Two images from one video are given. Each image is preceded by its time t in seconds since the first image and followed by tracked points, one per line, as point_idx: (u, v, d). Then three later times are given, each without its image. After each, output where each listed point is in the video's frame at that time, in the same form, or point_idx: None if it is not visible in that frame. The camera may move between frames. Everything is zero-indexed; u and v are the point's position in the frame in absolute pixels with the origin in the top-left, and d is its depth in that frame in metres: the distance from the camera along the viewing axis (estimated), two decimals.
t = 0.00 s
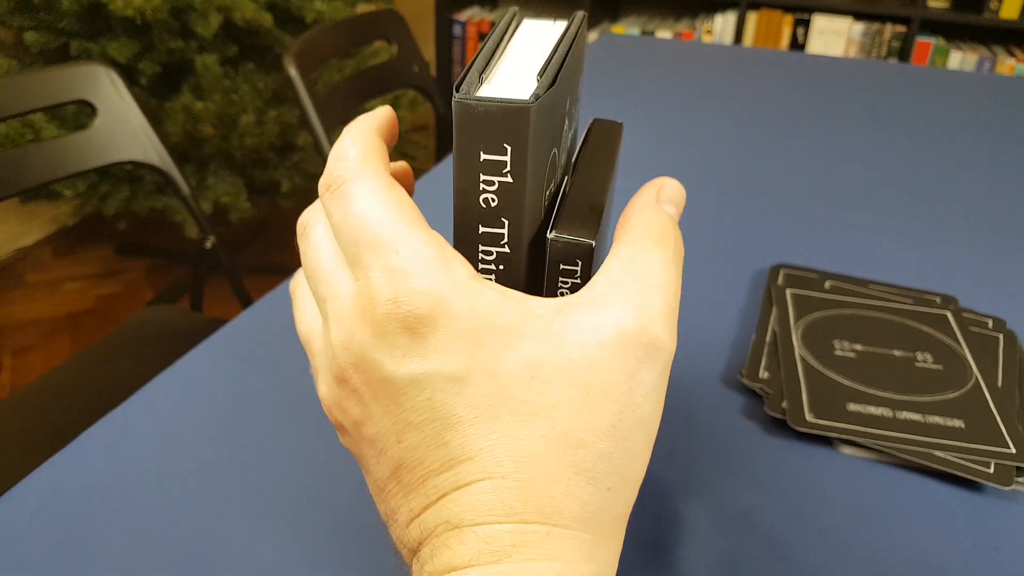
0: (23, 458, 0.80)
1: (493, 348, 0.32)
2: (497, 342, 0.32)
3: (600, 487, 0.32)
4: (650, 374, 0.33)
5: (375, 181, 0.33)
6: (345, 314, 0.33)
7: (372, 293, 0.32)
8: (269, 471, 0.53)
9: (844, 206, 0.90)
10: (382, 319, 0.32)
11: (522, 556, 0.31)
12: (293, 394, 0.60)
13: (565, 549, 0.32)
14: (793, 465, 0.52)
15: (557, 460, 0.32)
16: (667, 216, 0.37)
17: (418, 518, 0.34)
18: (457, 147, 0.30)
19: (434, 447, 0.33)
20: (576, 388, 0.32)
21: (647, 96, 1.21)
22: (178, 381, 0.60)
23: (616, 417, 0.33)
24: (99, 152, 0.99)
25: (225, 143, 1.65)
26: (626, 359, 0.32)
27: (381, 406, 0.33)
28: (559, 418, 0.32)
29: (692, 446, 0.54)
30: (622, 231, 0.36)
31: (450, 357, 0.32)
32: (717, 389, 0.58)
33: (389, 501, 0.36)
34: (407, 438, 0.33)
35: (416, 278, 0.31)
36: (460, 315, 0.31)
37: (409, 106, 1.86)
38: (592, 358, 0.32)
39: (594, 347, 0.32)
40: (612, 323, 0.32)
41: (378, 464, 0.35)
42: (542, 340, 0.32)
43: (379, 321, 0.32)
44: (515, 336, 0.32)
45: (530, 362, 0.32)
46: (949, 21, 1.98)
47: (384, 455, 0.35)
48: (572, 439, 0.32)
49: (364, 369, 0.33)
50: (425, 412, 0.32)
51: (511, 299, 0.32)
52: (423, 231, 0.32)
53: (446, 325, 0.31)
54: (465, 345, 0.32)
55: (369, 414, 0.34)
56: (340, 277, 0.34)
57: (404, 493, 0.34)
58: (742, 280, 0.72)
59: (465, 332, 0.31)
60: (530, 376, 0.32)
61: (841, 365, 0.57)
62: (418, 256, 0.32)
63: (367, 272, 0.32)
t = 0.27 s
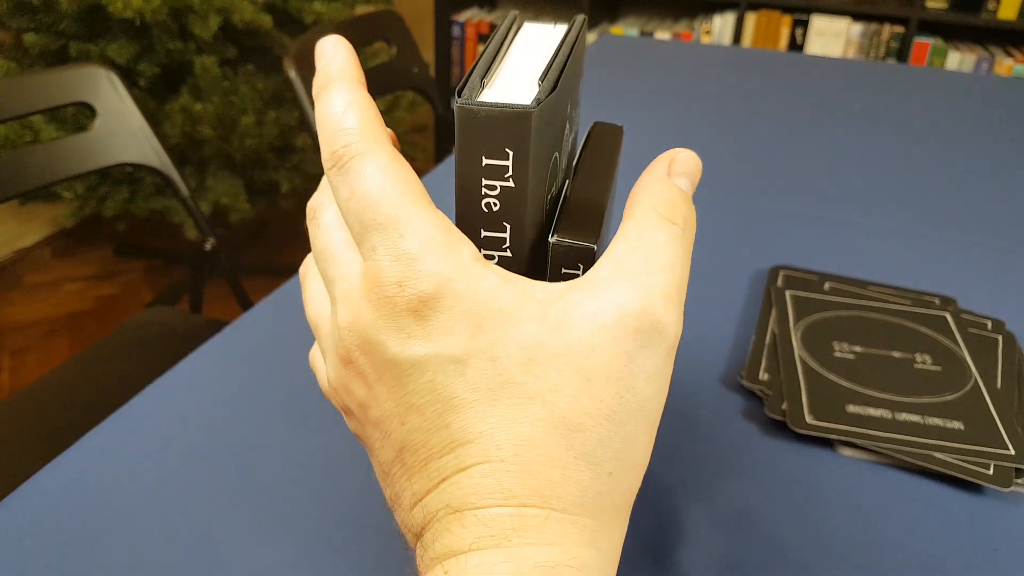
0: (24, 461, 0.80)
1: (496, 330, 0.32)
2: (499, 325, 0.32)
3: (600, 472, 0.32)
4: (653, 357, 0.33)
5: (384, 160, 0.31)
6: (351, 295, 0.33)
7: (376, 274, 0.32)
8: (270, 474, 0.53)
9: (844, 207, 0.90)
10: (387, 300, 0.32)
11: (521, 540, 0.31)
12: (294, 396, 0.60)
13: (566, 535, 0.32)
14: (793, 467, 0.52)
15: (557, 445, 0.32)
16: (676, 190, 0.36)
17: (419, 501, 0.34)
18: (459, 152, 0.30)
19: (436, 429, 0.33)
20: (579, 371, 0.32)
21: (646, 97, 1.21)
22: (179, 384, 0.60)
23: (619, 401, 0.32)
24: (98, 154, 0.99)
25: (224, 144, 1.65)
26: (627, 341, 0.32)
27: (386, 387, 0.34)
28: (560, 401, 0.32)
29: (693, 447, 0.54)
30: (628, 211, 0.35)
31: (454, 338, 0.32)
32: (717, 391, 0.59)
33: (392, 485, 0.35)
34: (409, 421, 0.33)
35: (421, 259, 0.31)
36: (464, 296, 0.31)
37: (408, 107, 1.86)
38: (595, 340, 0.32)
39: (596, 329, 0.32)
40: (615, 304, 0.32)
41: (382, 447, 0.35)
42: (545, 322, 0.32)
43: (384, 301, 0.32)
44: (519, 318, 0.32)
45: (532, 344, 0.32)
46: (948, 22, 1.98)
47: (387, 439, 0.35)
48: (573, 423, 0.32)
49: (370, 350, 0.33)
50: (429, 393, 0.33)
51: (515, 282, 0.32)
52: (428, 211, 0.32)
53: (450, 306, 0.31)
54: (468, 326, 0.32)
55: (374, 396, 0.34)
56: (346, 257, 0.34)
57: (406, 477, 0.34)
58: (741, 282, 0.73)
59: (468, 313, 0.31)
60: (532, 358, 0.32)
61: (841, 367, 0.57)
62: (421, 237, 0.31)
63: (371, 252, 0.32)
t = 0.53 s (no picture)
0: (23, 464, 0.80)
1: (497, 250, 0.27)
2: (498, 252, 0.27)
3: (608, 416, 0.28)
4: (663, 273, 0.28)
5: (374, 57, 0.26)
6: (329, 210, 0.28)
7: (359, 189, 0.27)
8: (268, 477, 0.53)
9: (841, 208, 0.90)
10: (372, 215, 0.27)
11: (510, 492, 0.27)
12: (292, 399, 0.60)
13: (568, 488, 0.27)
14: (791, 469, 0.52)
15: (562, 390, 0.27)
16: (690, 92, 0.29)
17: (397, 436, 0.29)
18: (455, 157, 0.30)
19: (418, 361, 0.28)
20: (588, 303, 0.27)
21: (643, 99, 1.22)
22: (178, 387, 0.60)
23: (633, 337, 0.28)
24: (97, 157, 0.99)
25: (223, 147, 1.65)
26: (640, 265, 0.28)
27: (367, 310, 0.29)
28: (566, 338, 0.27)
29: (691, 449, 0.54)
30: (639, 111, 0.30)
31: (444, 258, 0.27)
32: (715, 393, 0.59)
33: (372, 414, 0.31)
34: (390, 347, 0.29)
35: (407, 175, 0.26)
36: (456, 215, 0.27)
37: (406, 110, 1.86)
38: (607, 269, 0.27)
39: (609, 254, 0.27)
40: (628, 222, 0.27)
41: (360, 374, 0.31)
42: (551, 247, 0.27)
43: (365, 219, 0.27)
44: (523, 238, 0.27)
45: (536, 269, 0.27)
46: (945, 23, 1.99)
47: (366, 366, 0.30)
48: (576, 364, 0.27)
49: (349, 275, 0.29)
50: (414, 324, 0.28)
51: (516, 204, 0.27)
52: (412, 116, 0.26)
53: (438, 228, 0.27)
54: (458, 251, 0.27)
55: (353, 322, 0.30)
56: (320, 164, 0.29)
57: (385, 408, 0.30)
58: (739, 283, 0.73)
59: (460, 239, 0.27)
60: (531, 285, 0.27)
61: (838, 368, 0.57)
62: (406, 139, 0.26)
63: (354, 160, 0.27)
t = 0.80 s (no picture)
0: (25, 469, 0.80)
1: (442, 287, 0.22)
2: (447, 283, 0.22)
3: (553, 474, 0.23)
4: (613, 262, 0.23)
5: (302, 85, 0.21)
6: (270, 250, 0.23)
7: (304, 224, 0.21)
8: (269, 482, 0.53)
9: (841, 207, 0.90)
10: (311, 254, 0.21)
11: None
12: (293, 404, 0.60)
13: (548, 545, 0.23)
14: (792, 470, 0.52)
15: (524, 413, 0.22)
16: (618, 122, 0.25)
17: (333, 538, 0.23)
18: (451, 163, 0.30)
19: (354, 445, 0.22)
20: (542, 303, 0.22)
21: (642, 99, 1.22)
22: (178, 391, 0.60)
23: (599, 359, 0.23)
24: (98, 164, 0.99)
25: (224, 152, 1.65)
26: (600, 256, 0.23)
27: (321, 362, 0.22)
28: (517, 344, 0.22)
29: (692, 451, 0.54)
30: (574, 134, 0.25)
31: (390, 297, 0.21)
32: (715, 394, 0.59)
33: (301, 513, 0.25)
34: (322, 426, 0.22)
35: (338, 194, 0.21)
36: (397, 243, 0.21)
37: (406, 113, 1.87)
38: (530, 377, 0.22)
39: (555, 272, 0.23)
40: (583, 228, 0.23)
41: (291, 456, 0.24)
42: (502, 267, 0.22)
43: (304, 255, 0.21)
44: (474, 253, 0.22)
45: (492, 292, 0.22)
46: (944, 20, 1.99)
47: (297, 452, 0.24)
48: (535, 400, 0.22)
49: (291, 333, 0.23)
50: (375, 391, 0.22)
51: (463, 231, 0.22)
52: (326, 107, 0.21)
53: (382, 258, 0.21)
54: (410, 286, 0.21)
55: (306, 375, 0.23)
56: (256, 188, 0.24)
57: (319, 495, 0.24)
58: (739, 284, 0.73)
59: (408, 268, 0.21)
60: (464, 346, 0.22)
61: (838, 369, 0.57)
62: (325, 140, 0.20)
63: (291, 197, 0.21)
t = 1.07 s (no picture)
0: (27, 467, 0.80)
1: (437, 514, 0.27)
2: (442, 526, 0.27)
3: None
4: (598, 469, 0.29)
5: (325, 377, 0.29)
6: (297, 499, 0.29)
7: (323, 480, 0.28)
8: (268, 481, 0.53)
9: (842, 208, 0.90)
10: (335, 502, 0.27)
11: None
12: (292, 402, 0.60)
13: None
14: (790, 470, 0.52)
15: None
16: (618, 398, 0.31)
17: None
18: (447, 161, 0.30)
19: None
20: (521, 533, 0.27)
21: (644, 101, 1.22)
22: (178, 390, 0.60)
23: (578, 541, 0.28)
24: (100, 164, 0.99)
25: (225, 152, 1.65)
26: (588, 484, 0.28)
27: None
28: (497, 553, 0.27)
29: (690, 451, 0.54)
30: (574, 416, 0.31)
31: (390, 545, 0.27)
32: (715, 394, 0.59)
33: None
34: None
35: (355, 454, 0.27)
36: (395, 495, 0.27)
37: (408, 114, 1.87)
38: None
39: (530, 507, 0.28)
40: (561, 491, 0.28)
41: None
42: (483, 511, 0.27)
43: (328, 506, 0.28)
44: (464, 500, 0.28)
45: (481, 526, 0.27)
46: (947, 22, 1.98)
47: None
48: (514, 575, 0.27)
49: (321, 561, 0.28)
50: None
51: (456, 486, 0.27)
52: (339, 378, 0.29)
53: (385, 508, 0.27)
54: (408, 532, 0.27)
55: None
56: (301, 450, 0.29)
57: None
58: (739, 285, 0.73)
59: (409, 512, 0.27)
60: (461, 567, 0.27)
61: (838, 369, 0.57)
62: (334, 409, 0.28)
63: (314, 460, 0.28)
